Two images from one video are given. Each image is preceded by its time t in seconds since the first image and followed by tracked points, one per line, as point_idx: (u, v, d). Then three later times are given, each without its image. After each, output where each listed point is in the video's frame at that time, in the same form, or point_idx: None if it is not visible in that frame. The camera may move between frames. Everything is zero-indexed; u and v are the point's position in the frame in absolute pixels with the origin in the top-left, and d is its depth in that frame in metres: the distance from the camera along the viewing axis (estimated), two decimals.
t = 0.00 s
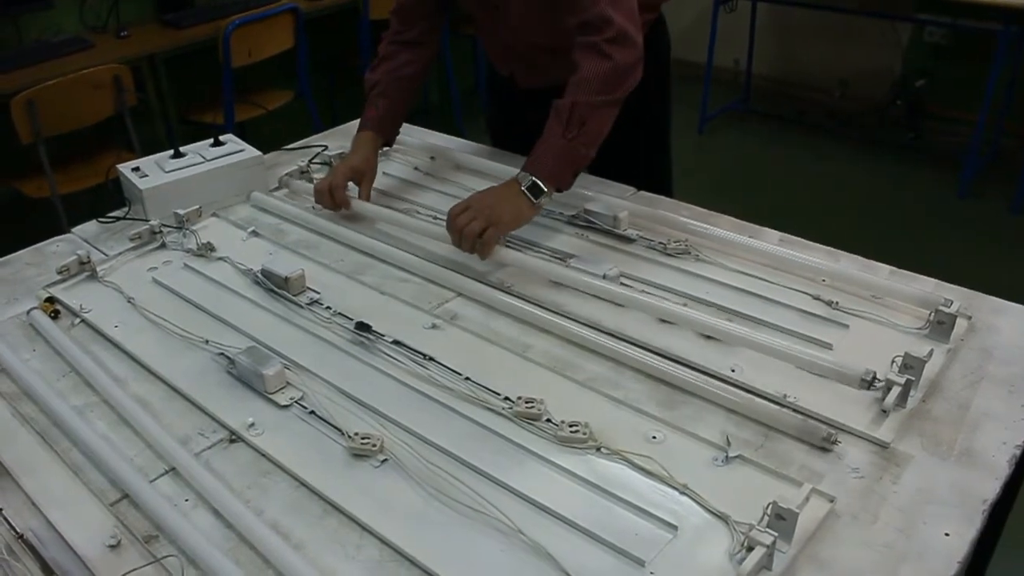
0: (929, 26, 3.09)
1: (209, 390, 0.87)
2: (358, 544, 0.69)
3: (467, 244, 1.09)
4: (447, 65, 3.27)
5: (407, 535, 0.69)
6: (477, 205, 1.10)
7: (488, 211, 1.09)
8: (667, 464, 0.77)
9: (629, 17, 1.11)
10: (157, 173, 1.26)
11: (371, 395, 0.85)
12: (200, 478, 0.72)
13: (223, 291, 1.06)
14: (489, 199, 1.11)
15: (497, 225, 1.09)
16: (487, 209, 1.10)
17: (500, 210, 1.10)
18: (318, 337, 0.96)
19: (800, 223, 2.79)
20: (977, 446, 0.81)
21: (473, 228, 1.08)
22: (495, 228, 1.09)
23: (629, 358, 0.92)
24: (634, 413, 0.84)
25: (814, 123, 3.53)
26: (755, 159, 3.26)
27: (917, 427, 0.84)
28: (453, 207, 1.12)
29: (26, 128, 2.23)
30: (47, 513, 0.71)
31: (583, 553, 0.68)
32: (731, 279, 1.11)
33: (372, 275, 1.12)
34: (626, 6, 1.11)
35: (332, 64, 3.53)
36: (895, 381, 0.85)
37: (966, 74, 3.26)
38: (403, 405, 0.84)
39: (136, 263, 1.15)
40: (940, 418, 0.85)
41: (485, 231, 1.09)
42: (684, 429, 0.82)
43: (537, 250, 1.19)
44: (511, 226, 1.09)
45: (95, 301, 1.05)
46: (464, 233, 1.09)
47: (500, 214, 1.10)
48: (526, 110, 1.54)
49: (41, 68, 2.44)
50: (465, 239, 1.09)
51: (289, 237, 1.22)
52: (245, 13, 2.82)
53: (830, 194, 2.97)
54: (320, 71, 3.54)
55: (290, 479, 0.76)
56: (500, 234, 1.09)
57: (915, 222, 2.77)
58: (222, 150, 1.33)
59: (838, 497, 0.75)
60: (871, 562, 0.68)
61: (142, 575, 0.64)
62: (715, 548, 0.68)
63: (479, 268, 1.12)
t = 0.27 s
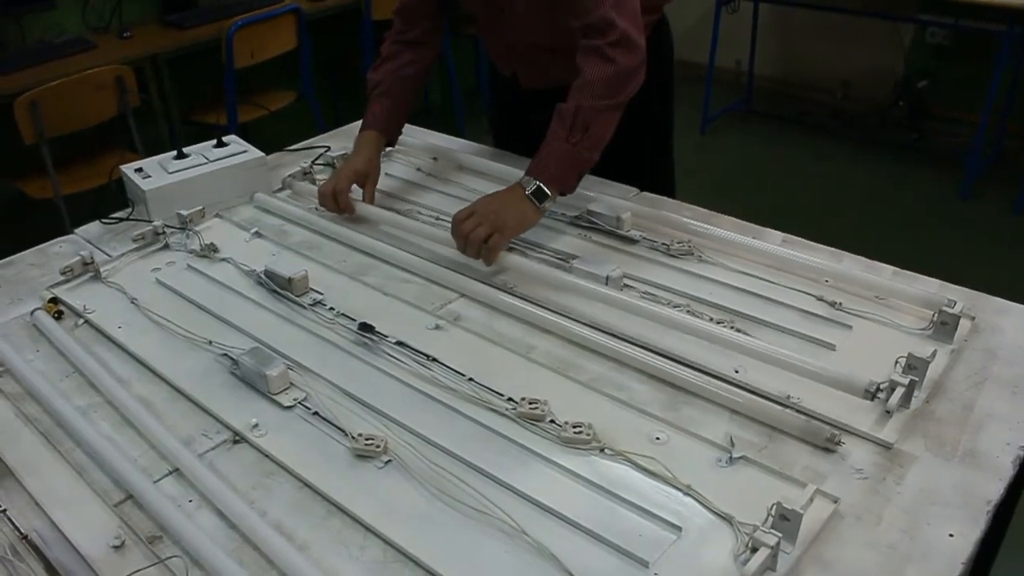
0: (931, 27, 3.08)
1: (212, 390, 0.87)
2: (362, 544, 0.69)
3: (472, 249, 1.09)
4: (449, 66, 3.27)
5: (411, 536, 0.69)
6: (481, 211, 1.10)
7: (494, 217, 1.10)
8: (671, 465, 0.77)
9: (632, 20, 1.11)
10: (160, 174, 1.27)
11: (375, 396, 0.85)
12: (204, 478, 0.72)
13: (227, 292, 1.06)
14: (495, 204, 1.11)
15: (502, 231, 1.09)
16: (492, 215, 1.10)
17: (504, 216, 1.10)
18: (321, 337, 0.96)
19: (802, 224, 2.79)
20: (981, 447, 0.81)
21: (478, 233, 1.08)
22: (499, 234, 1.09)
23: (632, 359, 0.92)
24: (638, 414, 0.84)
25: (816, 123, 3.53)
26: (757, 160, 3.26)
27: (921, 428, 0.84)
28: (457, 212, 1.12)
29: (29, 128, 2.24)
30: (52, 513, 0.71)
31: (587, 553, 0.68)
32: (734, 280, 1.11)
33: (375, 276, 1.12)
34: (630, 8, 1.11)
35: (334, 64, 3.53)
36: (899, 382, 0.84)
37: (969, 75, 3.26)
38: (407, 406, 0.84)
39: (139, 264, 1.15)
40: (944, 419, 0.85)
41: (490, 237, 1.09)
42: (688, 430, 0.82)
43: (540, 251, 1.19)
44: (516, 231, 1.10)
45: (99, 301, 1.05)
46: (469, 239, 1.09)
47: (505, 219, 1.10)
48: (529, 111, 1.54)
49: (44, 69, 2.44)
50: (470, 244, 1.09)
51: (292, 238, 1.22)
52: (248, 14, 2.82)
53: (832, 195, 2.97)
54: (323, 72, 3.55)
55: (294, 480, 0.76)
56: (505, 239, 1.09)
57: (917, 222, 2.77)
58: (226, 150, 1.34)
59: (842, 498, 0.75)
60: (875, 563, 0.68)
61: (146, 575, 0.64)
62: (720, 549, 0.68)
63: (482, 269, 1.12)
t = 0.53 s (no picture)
0: (932, 29, 3.09)
1: (215, 393, 0.87)
2: (365, 547, 0.69)
3: (479, 251, 1.09)
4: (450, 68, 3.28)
5: (414, 539, 0.69)
6: (488, 212, 1.10)
7: (500, 218, 1.10)
8: (672, 467, 0.77)
9: (636, 23, 1.11)
10: (163, 176, 1.27)
11: (378, 399, 0.85)
12: (206, 481, 0.72)
13: (229, 294, 1.06)
14: (500, 206, 1.11)
15: (509, 232, 1.09)
16: (499, 217, 1.10)
17: (512, 217, 1.10)
18: (324, 340, 0.96)
19: (803, 226, 2.79)
20: (983, 450, 0.81)
21: (486, 234, 1.08)
22: (507, 235, 1.09)
23: (634, 362, 0.92)
24: (639, 417, 0.85)
25: (817, 126, 3.53)
26: (758, 162, 3.26)
27: (923, 431, 0.84)
28: (462, 214, 1.12)
29: (32, 131, 2.24)
30: (55, 515, 0.71)
31: (589, 556, 0.68)
32: (736, 283, 1.11)
33: (377, 279, 1.12)
34: (634, 12, 1.12)
35: (336, 67, 3.54)
36: (900, 385, 0.84)
37: (971, 77, 3.26)
38: (409, 409, 0.84)
39: (142, 266, 1.15)
40: (946, 422, 0.85)
41: (498, 238, 1.09)
42: (690, 433, 0.82)
43: (542, 254, 1.19)
44: (524, 233, 1.10)
45: (101, 304, 1.06)
46: (476, 240, 1.09)
47: (513, 221, 1.10)
48: (531, 115, 1.55)
49: (46, 71, 2.45)
50: (478, 246, 1.09)
51: (294, 240, 1.23)
52: (250, 17, 2.83)
53: (833, 197, 2.97)
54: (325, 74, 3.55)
55: (297, 482, 0.76)
56: (512, 240, 1.10)
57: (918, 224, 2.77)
58: (228, 153, 1.34)
59: (844, 501, 0.75)
60: (877, 566, 0.68)
61: None
62: (722, 552, 0.68)
63: (483, 272, 1.12)
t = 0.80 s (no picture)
0: (931, 32, 3.09)
1: (217, 395, 0.87)
2: (367, 549, 0.69)
3: (479, 251, 1.09)
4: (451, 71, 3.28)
5: (415, 540, 0.69)
6: (489, 212, 1.10)
7: (501, 218, 1.10)
8: (674, 469, 0.77)
9: (639, 27, 1.12)
10: (164, 180, 1.27)
11: (380, 402, 0.85)
12: (209, 483, 0.72)
13: (231, 297, 1.07)
14: (501, 206, 1.12)
15: (510, 232, 1.10)
16: (499, 217, 1.10)
17: (512, 217, 1.10)
18: (326, 343, 0.96)
19: (804, 228, 2.79)
20: (984, 451, 0.81)
21: (487, 235, 1.08)
22: (507, 234, 1.09)
23: (635, 364, 0.92)
24: (641, 419, 0.85)
25: (817, 128, 3.54)
26: (758, 164, 3.27)
27: (924, 432, 0.84)
28: (463, 214, 1.12)
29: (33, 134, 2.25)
30: (57, 518, 0.71)
31: (591, 558, 0.68)
32: (737, 285, 1.11)
33: (379, 281, 1.13)
34: (636, 16, 1.12)
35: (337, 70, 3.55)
36: (901, 387, 0.85)
37: (971, 80, 3.26)
38: (411, 411, 0.84)
39: (144, 269, 1.15)
40: (947, 423, 0.85)
41: (498, 238, 1.09)
42: (692, 434, 0.82)
43: (543, 256, 1.19)
44: (524, 232, 1.10)
45: (103, 307, 1.06)
46: (477, 240, 1.09)
47: (513, 221, 1.10)
48: (532, 118, 1.55)
49: (48, 75, 2.46)
50: (478, 246, 1.09)
51: (296, 243, 1.23)
52: (251, 20, 2.83)
53: (834, 199, 2.97)
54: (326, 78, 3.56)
55: (299, 485, 0.76)
56: (513, 240, 1.10)
57: (919, 226, 2.77)
58: (230, 156, 1.34)
59: (845, 502, 0.75)
60: (878, 567, 0.68)
61: None
62: (723, 554, 0.68)
63: (485, 274, 1.12)
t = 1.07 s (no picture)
0: (932, 36, 3.10)
1: (219, 397, 0.87)
2: (368, 551, 0.69)
3: (485, 255, 1.09)
4: (452, 74, 3.29)
5: (416, 542, 0.69)
6: (495, 216, 1.11)
7: (507, 222, 1.10)
8: (675, 472, 0.77)
9: (641, 32, 1.12)
10: (166, 182, 1.28)
11: (381, 404, 0.86)
12: (210, 485, 0.72)
13: (233, 300, 1.07)
14: (507, 209, 1.12)
15: (516, 236, 1.10)
16: (505, 221, 1.10)
17: (518, 221, 1.11)
18: (327, 346, 0.96)
19: (805, 232, 2.79)
20: (984, 454, 0.81)
21: (493, 238, 1.09)
22: (513, 239, 1.09)
23: (636, 367, 0.92)
24: (642, 422, 0.85)
25: (818, 132, 3.54)
26: (759, 168, 3.27)
27: (924, 436, 0.84)
28: (469, 218, 1.13)
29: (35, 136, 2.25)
30: (59, 520, 0.71)
31: (591, 560, 0.68)
32: (737, 288, 1.11)
33: (380, 284, 1.13)
34: (638, 21, 1.12)
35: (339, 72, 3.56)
36: (902, 389, 0.85)
37: (971, 84, 3.27)
38: (412, 414, 0.84)
39: (145, 272, 1.16)
40: (947, 427, 0.85)
41: (504, 242, 1.09)
42: (693, 438, 0.82)
43: (544, 259, 1.19)
44: (530, 237, 1.11)
45: (105, 309, 1.06)
46: (483, 244, 1.09)
47: (519, 225, 1.11)
48: (533, 121, 1.55)
49: (51, 77, 2.46)
50: (484, 249, 1.09)
51: (298, 246, 1.23)
52: (253, 23, 2.84)
53: (835, 203, 2.98)
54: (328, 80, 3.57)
55: (301, 487, 0.76)
56: (518, 244, 1.10)
57: (920, 230, 2.77)
58: (231, 159, 1.35)
59: (846, 505, 0.75)
60: (879, 571, 0.68)
61: None
62: (724, 557, 0.68)
63: (487, 278, 1.13)
